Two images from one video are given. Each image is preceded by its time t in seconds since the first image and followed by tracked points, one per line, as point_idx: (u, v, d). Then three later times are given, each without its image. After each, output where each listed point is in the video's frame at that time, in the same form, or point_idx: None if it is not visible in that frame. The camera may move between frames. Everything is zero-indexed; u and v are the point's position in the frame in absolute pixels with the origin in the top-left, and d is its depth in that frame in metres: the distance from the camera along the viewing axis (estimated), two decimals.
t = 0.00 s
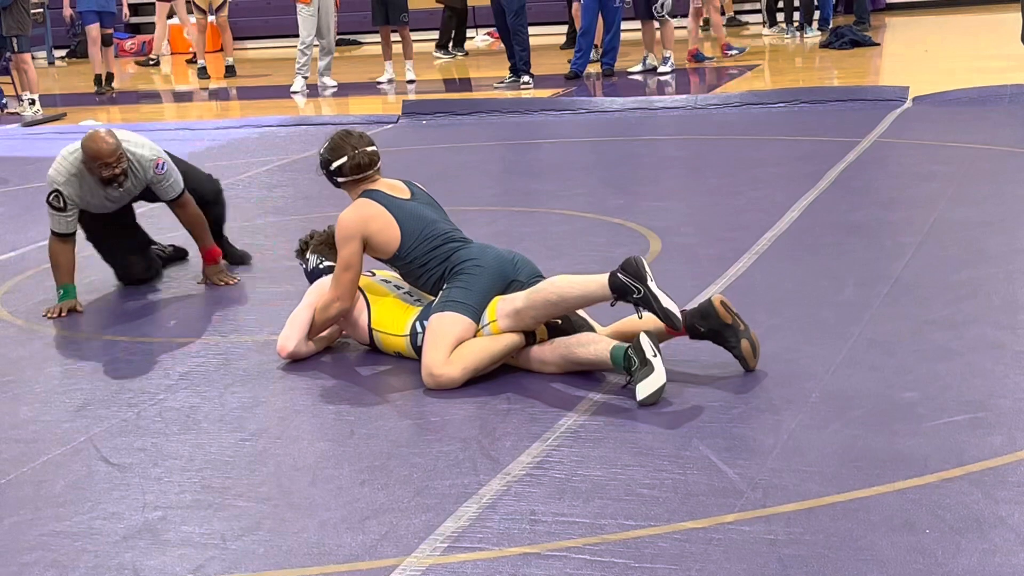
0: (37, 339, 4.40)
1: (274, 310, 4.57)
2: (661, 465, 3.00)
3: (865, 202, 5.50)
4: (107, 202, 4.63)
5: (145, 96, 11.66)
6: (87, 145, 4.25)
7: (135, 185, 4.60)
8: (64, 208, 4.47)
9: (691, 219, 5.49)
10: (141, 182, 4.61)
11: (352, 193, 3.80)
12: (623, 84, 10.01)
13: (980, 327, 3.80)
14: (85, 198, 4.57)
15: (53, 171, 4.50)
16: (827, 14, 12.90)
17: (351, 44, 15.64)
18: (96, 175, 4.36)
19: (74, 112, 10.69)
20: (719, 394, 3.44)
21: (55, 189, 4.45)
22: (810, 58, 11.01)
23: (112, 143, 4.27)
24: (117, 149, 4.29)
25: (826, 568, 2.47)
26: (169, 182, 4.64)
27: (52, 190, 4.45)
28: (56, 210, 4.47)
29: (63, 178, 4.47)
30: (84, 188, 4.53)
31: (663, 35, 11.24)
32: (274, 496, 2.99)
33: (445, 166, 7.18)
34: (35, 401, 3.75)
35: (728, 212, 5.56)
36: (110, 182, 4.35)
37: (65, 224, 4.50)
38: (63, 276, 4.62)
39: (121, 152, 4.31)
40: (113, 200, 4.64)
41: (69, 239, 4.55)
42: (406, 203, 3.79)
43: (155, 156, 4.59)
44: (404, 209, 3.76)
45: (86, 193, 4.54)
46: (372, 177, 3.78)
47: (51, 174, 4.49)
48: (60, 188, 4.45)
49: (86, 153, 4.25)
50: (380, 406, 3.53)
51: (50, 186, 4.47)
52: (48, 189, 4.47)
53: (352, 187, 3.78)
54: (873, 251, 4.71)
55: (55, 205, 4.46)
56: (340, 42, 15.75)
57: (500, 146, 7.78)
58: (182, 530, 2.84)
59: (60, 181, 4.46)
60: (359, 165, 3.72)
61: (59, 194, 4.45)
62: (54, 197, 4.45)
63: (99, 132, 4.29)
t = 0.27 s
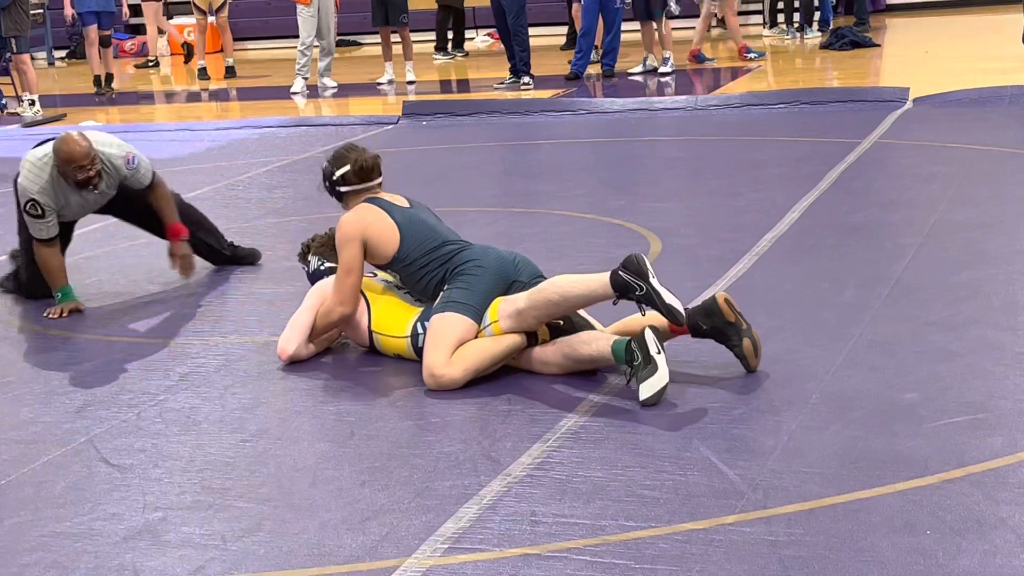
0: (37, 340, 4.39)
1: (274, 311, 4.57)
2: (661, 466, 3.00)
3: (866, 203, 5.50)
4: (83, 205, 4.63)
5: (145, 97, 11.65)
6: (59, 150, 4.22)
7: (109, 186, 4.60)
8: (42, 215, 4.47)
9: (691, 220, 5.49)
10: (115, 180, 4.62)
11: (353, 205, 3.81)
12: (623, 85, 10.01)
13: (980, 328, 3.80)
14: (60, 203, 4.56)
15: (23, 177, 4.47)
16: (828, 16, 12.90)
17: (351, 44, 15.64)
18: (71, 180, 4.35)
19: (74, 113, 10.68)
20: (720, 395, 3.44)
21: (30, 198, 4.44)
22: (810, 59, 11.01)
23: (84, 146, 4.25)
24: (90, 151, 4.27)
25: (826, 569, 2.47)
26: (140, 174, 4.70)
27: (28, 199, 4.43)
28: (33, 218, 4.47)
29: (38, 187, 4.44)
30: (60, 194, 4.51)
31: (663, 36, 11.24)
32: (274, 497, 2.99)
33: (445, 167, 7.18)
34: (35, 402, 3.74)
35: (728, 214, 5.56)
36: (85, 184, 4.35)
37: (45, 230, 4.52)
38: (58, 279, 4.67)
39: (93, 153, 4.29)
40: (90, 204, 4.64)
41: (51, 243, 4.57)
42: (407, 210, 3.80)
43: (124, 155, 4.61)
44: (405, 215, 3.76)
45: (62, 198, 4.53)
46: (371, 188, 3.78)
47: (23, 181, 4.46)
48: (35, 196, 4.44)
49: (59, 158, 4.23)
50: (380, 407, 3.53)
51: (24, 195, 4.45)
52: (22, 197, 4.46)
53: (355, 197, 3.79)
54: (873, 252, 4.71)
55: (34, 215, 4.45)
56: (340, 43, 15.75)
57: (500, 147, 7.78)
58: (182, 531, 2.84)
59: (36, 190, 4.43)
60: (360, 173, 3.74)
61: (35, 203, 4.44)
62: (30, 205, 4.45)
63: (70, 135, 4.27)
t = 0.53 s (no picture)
0: (37, 340, 4.40)
1: (274, 310, 4.57)
2: (661, 467, 3.00)
3: (866, 203, 5.51)
4: (55, 204, 4.63)
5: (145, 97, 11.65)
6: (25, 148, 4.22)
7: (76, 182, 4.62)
8: (20, 218, 4.46)
9: (691, 220, 5.50)
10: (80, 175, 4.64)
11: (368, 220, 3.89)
12: (623, 85, 10.01)
13: (980, 328, 3.81)
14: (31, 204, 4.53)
15: None
16: (827, 16, 12.90)
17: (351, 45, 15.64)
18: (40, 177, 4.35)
19: (74, 113, 10.69)
20: (720, 395, 3.44)
21: (5, 203, 4.42)
22: (810, 60, 11.01)
23: (51, 139, 4.27)
24: (57, 145, 4.28)
25: (827, 569, 2.47)
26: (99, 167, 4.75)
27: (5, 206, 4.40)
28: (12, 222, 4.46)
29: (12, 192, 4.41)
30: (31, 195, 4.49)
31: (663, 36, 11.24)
32: (274, 496, 2.99)
33: (446, 167, 7.18)
34: (35, 402, 3.74)
35: (729, 214, 5.57)
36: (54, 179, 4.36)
37: (25, 233, 4.51)
38: (53, 279, 4.67)
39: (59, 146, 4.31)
40: (61, 201, 4.65)
41: (31, 245, 4.57)
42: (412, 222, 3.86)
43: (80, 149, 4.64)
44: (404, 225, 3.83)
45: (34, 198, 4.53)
46: (383, 206, 3.88)
47: None
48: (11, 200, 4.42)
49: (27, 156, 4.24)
50: (381, 407, 3.53)
51: None
52: None
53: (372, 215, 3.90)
54: (873, 252, 4.71)
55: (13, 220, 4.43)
56: (340, 44, 15.75)
57: (500, 147, 7.79)
58: (183, 531, 2.84)
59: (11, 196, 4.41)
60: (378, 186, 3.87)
61: (12, 207, 4.43)
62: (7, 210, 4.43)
63: (33, 131, 4.27)
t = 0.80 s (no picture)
0: (37, 339, 4.40)
1: (274, 309, 4.57)
2: (662, 466, 3.00)
3: (866, 203, 5.50)
4: (36, 188, 4.60)
5: (146, 97, 11.66)
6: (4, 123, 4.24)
7: (55, 160, 4.62)
8: (8, 206, 4.41)
9: (691, 220, 5.50)
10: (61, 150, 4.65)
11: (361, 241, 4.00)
12: (623, 85, 10.01)
13: (980, 328, 3.80)
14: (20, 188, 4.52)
15: None
16: (828, 16, 12.90)
17: (351, 44, 15.65)
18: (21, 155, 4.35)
19: (74, 113, 10.69)
20: (720, 394, 3.44)
21: None
22: (811, 59, 11.01)
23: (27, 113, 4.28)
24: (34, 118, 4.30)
25: (826, 568, 2.47)
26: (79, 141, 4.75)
27: None
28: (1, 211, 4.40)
29: None
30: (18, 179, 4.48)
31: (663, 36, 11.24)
32: (274, 496, 2.99)
33: (446, 167, 7.18)
34: (35, 401, 3.74)
35: (729, 214, 5.56)
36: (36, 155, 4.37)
37: (13, 223, 4.45)
38: (38, 273, 4.60)
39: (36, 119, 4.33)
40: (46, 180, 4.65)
41: (20, 236, 4.51)
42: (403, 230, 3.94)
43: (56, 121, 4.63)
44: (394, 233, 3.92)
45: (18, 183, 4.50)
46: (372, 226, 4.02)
47: None
48: None
49: (5, 130, 4.25)
50: (381, 406, 3.53)
51: None
52: None
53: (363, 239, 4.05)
54: (873, 252, 4.71)
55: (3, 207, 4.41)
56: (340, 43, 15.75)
57: (500, 147, 7.79)
58: (183, 530, 2.84)
59: None
60: (369, 215, 4.06)
61: None
62: None
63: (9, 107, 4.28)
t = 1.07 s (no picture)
0: (38, 339, 4.40)
1: (274, 309, 4.57)
2: (662, 465, 3.00)
3: (866, 202, 5.50)
4: (40, 176, 4.65)
5: (146, 96, 11.66)
6: (26, 105, 4.34)
7: (63, 148, 4.70)
8: (23, 191, 4.44)
9: (692, 219, 5.49)
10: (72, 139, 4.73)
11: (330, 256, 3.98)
12: (624, 84, 10.01)
13: (980, 328, 3.80)
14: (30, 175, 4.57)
15: None
16: (828, 15, 12.90)
17: (351, 44, 15.65)
18: (37, 138, 4.44)
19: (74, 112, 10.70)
20: (720, 394, 3.44)
21: (10, 173, 4.41)
22: (811, 59, 11.01)
23: (47, 97, 4.39)
24: (53, 102, 4.41)
25: (826, 567, 2.47)
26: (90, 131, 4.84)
27: (11, 175, 4.41)
28: (15, 195, 4.42)
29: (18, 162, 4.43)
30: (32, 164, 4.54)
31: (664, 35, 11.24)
32: (274, 495, 2.99)
33: (446, 166, 7.18)
34: (35, 400, 3.75)
35: (729, 213, 5.56)
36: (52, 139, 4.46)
37: (23, 209, 4.47)
38: (41, 266, 4.59)
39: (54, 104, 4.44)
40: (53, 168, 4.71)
41: (25, 225, 4.52)
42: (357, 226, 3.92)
43: (71, 109, 4.73)
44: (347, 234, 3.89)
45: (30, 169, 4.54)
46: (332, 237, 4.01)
47: None
48: (15, 170, 4.42)
49: (26, 113, 4.34)
50: (381, 406, 3.53)
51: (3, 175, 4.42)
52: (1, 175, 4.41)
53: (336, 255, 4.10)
54: (874, 251, 4.71)
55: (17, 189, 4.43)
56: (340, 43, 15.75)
57: (501, 146, 7.79)
58: (183, 529, 2.84)
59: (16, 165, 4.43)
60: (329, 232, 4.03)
61: (17, 177, 4.42)
62: (10, 182, 4.41)
63: (30, 90, 4.38)
